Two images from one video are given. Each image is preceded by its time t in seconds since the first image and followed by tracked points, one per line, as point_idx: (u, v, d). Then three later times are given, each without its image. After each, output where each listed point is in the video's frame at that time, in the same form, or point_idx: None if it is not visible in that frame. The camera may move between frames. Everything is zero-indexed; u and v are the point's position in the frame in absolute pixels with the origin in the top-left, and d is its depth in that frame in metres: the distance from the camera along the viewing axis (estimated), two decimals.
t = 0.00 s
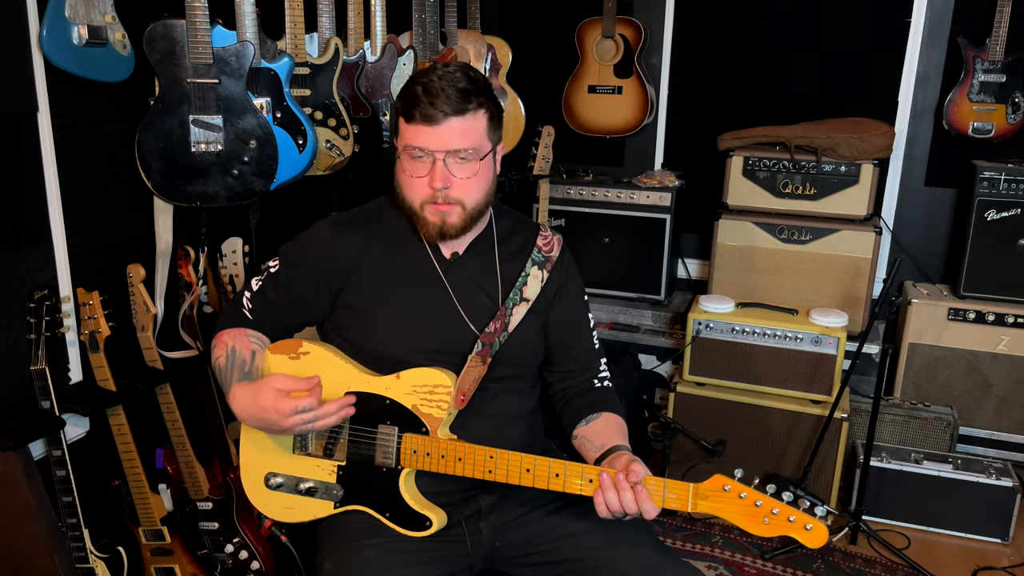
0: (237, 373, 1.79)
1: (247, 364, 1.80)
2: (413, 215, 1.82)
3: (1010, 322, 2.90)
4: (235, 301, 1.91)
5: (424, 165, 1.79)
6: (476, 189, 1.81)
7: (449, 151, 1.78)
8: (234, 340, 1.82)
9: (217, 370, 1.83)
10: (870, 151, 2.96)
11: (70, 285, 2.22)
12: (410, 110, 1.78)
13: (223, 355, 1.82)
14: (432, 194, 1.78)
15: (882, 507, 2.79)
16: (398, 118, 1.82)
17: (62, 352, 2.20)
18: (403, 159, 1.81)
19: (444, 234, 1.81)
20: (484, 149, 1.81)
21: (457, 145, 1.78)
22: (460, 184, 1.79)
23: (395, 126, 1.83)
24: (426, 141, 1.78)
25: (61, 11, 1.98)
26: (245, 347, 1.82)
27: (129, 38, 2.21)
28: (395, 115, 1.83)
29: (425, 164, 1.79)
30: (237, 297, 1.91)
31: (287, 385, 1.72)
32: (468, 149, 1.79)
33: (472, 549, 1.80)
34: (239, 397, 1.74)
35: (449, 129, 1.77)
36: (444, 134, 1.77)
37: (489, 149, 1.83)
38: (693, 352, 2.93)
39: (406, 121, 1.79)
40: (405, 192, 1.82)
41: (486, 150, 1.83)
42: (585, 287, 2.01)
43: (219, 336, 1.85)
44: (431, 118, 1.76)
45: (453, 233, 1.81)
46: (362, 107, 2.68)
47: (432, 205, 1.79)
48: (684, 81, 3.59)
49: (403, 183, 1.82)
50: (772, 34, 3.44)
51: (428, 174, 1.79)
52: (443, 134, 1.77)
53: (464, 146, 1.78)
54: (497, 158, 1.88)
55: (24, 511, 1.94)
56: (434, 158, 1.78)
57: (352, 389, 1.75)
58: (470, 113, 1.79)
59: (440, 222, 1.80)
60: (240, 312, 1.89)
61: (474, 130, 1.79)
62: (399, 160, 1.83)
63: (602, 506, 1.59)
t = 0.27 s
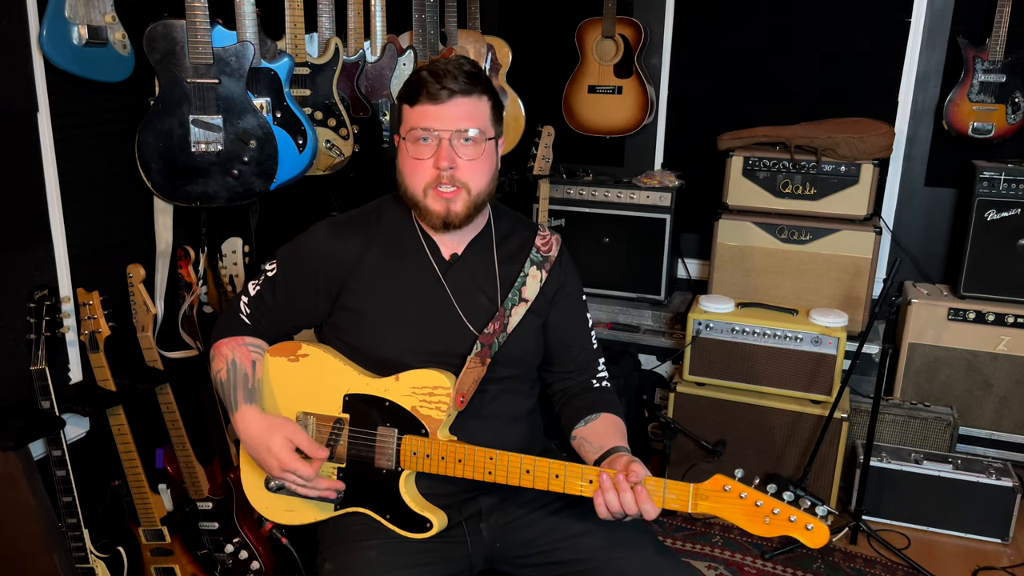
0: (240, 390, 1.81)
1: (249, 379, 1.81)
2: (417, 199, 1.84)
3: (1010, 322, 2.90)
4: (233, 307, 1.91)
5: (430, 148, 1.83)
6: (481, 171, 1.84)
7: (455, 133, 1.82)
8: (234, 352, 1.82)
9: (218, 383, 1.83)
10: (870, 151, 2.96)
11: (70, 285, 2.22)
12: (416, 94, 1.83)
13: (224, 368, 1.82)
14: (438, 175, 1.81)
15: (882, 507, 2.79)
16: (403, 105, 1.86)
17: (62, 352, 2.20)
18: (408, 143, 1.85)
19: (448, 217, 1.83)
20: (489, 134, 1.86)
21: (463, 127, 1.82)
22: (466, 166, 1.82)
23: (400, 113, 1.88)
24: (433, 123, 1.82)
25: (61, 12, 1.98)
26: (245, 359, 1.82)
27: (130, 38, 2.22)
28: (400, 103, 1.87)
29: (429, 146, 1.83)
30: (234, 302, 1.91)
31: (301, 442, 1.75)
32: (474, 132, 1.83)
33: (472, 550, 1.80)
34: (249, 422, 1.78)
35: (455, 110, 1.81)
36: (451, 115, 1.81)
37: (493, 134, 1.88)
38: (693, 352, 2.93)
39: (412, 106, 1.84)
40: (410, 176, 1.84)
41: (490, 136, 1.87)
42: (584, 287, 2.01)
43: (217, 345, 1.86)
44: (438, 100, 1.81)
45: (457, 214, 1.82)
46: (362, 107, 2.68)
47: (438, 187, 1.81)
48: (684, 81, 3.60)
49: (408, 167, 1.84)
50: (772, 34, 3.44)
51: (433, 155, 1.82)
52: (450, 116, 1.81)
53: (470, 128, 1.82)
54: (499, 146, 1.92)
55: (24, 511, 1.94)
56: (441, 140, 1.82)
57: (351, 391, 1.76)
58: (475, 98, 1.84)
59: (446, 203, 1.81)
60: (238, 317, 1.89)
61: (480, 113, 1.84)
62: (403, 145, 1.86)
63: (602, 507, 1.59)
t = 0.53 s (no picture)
0: (247, 392, 1.80)
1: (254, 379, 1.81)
2: (416, 193, 1.85)
3: (1010, 322, 2.90)
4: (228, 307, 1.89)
5: (429, 141, 1.84)
6: (479, 163, 1.85)
7: (454, 125, 1.84)
8: (234, 355, 1.82)
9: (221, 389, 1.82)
10: (870, 151, 2.96)
11: (70, 285, 2.22)
12: (415, 88, 1.85)
13: (226, 372, 1.81)
14: (437, 167, 1.83)
15: (882, 507, 2.79)
16: (401, 100, 1.89)
17: (62, 352, 2.20)
18: (406, 137, 1.86)
19: (447, 210, 1.83)
20: (487, 127, 1.88)
21: (462, 119, 1.84)
22: (465, 158, 1.84)
23: (398, 108, 1.90)
24: (431, 116, 1.84)
25: (61, 11, 1.98)
26: (248, 361, 1.82)
27: (130, 38, 2.21)
28: (398, 99, 1.90)
29: (429, 139, 1.84)
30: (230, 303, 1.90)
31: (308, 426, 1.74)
32: (472, 125, 1.85)
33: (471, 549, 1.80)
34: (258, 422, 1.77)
35: (453, 103, 1.84)
36: (449, 108, 1.84)
37: (491, 127, 1.90)
38: (693, 352, 2.93)
39: (410, 100, 1.86)
40: (409, 170, 1.85)
41: (488, 129, 1.89)
42: (582, 286, 2.01)
43: (216, 349, 1.86)
44: (436, 93, 1.84)
45: (457, 206, 1.83)
46: (363, 107, 2.68)
47: (437, 179, 1.83)
48: (684, 81, 3.60)
49: (407, 161, 1.86)
50: (772, 34, 3.44)
51: (432, 147, 1.84)
52: (448, 109, 1.84)
53: (469, 120, 1.84)
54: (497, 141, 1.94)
55: (23, 511, 1.93)
56: (439, 132, 1.84)
57: (350, 391, 1.75)
58: (473, 91, 1.87)
59: (445, 195, 1.83)
60: (234, 318, 1.88)
61: (477, 106, 1.86)
62: (402, 140, 1.88)
63: (600, 507, 1.59)
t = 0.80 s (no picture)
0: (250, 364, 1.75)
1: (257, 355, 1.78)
2: (410, 190, 1.84)
3: (1010, 322, 2.90)
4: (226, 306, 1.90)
5: (422, 138, 1.84)
6: (471, 160, 1.86)
7: (447, 123, 1.83)
8: (238, 335, 1.80)
9: (223, 368, 1.76)
10: (870, 151, 2.96)
11: (70, 285, 2.22)
12: (408, 86, 1.85)
13: (229, 350, 1.77)
14: (430, 164, 1.82)
15: (882, 507, 2.79)
16: (394, 99, 1.88)
17: (62, 353, 2.20)
18: (400, 135, 1.86)
19: (441, 209, 1.83)
20: (480, 125, 1.88)
21: (455, 117, 1.84)
22: (458, 156, 1.84)
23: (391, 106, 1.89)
24: (425, 113, 1.84)
25: (61, 11, 1.98)
26: (251, 342, 1.80)
27: (130, 37, 2.21)
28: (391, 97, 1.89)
29: (421, 136, 1.84)
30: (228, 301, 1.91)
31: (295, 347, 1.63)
32: (465, 122, 1.85)
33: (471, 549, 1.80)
34: (261, 381, 1.67)
35: (446, 101, 1.84)
36: (442, 106, 1.84)
37: (484, 126, 1.90)
38: (693, 352, 2.93)
39: (403, 98, 1.86)
40: (402, 167, 1.85)
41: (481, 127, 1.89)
42: (581, 284, 2.02)
43: (216, 336, 1.83)
44: (429, 91, 1.84)
45: (450, 204, 1.83)
46: (362, 107, 2.68)
47: (430, 177, 1.82)
48: (683, 81, 3.59)
49: (400, 158, 1.85)
50: (772, 34, 3.44)
51: (424, 145, 1.83)
52: (441, 106, 1.84)
53: (462, 118, 1.84)
54: (490, 139, 1.94)
55: (23, 511, 1.93)
56: (432, 130, 1.83)
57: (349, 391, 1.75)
58: (466, 90, 1.87)
59: (439, 193, 1.82)
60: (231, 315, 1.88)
61: (471, 104, 1.86)
62: (395, 137, 1.87)
63: (601, 505, 1.59)
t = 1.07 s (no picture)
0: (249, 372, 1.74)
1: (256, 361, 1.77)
2: (409, 188, 1.85)
3: (1010, 322, 2.90)
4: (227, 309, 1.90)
5: (421, 136, 1.84)
6: (470, 159, 1.86)
7: (445, 120, 1.84)
8: (237, 342, 1.80)
9: (223, 376, 1.76)
10: (870, 151, 2.96)
11: (70, 285, 2.21)
12: (405, 84, 1.85)
13: (229, 357, 1.77)
14: (429, 161, 1.82)
15: (882, 507, 2.79)
16: (392, 98, 1.88)
17: (62, 353, 2.20)
18: (398, 133, 1.86)
19: (441, 206, 1.83)
20: (478, 122, 1.88)
21: (453, 114, 1.84)
22: (457, 152, 1.84)
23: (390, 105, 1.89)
24: (422, 111, 1.84)
25: (61, 11, 1.98)
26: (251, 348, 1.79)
27: (130, 38, 2.21)
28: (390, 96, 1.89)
29: (420, 134, 1.84)
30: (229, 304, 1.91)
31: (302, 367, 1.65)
32: (464, 119, 1.85)
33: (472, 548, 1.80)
34: (262, 392, 1.69)
35: (444, 99, 1.84)
36: (439, 104, 1.84)
37: (483, 122, 1.90)
38: (693, 352, 2.93)
39: (401, 96, 1.86)
40: (401, 165, 1.85)
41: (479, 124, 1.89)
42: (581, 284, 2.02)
43: (217, 342, 1.83)
44: (426, 90, 1.84)
45: (449, 201, 1.83)
46: (362, 107, 2.68)
47: (429, 174, 1.83)
48: (684, 81, 3.59)
49: (400, 156, 1.85)
50: (772, 34, 3.44)
51: (423, 143, 1.84)
52: (438, 104, 1.84)
53: (460, 116, 1.84)
54: (489, 137, 1.95)
55: (23, 511, 1.93)
56: (431, 127, 1.84)
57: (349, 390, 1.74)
58: (464, 87, 1.87)
59: (438, 190, 1.83)
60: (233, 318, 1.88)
61: (469, 101, 1.86)
62: (394, 136, 1.88)
63: (602, 500, 1.59)
